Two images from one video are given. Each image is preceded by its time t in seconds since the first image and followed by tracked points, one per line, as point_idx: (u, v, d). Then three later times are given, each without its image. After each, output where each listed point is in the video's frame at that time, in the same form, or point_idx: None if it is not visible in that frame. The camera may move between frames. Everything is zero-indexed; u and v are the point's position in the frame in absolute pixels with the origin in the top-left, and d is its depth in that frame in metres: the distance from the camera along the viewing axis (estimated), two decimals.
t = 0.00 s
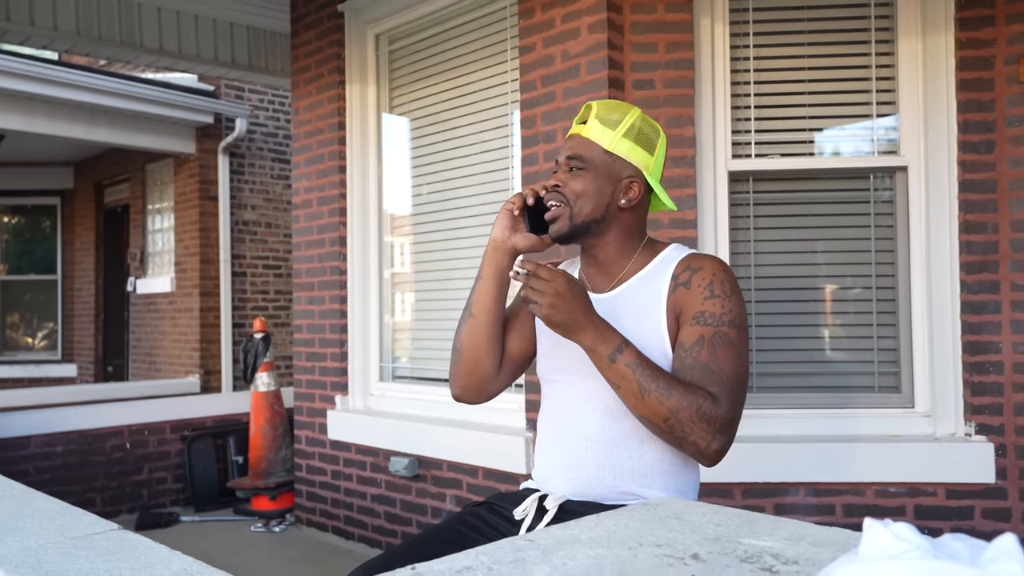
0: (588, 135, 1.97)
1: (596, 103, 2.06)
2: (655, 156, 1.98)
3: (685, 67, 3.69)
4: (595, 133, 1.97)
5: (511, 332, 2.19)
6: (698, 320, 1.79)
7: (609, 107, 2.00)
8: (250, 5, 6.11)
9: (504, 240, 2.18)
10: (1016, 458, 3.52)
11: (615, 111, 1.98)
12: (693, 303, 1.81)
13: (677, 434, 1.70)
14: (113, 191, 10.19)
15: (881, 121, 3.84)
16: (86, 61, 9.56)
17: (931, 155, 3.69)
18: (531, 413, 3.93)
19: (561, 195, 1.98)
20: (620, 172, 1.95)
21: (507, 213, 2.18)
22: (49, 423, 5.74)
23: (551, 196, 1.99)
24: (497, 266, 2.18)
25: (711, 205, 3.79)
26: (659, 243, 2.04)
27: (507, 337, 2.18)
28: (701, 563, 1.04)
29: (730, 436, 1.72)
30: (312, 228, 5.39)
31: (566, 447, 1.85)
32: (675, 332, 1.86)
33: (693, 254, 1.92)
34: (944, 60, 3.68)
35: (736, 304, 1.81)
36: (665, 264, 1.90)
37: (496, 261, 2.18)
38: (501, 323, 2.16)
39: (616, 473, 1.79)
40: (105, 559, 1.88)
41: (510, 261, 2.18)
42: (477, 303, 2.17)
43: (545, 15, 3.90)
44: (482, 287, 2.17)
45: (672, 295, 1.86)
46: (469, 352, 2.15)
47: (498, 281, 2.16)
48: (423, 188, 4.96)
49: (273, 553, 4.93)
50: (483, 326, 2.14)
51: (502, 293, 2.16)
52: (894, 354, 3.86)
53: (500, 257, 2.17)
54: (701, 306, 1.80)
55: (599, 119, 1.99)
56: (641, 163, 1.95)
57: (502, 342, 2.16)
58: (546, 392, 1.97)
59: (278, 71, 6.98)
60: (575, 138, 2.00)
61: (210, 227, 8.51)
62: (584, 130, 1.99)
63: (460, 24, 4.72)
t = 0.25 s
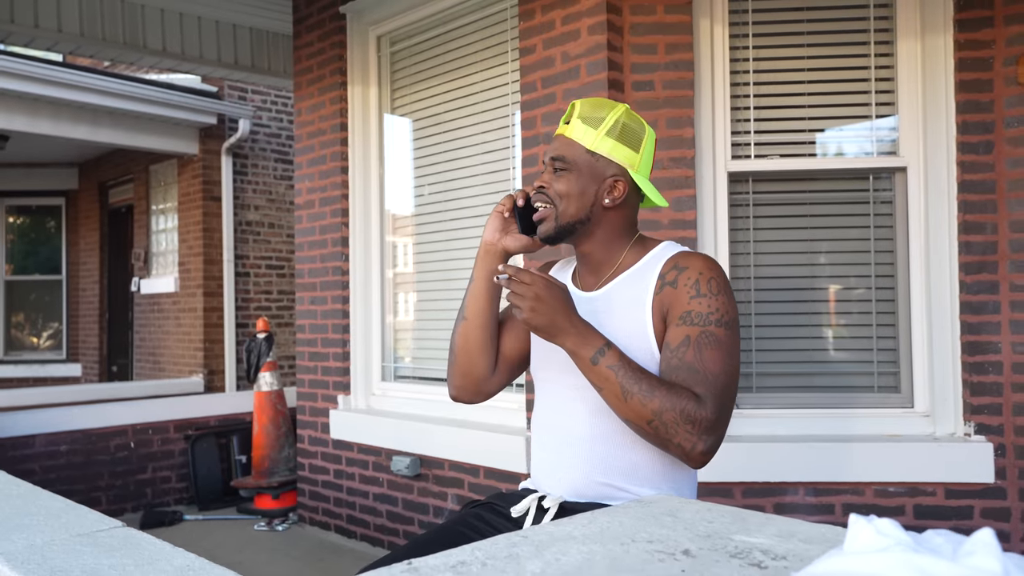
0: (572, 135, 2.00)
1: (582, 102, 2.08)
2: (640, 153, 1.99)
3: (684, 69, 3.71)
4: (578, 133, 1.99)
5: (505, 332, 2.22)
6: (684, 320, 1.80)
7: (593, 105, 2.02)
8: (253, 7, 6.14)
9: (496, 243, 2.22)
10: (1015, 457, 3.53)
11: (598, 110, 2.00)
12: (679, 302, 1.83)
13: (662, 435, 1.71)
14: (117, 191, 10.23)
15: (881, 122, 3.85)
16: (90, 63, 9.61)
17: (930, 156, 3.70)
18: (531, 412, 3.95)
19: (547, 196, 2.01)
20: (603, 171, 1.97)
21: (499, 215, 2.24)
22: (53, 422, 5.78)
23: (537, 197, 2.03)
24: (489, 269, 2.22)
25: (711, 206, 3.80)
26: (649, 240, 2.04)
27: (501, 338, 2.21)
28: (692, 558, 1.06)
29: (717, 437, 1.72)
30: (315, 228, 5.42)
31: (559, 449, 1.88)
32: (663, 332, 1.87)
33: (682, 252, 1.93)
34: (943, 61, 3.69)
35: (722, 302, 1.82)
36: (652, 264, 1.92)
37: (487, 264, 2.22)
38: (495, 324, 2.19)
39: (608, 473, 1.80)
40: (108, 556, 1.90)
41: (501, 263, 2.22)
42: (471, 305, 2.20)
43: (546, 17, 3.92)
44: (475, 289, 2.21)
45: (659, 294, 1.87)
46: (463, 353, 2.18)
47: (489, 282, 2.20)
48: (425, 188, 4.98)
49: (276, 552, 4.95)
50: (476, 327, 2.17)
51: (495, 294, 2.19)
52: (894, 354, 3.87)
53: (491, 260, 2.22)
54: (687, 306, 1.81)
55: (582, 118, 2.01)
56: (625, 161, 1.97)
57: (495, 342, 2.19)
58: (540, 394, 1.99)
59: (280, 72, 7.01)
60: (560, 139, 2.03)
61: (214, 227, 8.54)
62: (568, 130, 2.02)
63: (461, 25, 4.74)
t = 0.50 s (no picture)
0: (571, 133, 2.00)
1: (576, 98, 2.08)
2: (638, 151, 2.02)
3: (688, 70, 3.73)
4: (578, 131, 1.99)
5: (498, 334, 2.23)
6: (680, 318, 1.82)
7: (590, 102, 2.02)
8: (259, 9, 6.17)
9: (489, 244, 2.25)
10: (1019, 458, 3.53)
11: (597, 108, 2.01)
12: (675, 301, 1.85)
13: (659, 434, 1.73)
14: (125, 192, 10.29)
15: (884, 123, 3.86)
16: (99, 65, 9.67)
17: (934, 157, 3.70)
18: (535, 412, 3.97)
19: (546, 194, 2.02)
20: (603, 170, 1.99)
21: (492, 215, 2.26)
22: (63, 422, 5.83)
23: (536, 195, 2.04)
24: (482, 270, 2.24)
25: (715, 207, 3.82)
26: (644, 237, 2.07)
27: (495, 339, 2.23)
28: (686, 556, 1.07)
29: (714, 435, 1.74)
30: (321, 229, 5.45)
31: (559, 449, 1.90)
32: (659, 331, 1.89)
33: (677, 250, 1.95)
34: (947, 61, 3.69)
35: (716, 301, 1.84)
36: (646, 262, 1.93)
37: (480, 266, 2.24)
38: (489, 326, 2.21)
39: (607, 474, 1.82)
40: (116, 553, 1.93)
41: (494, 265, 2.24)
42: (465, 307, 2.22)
43: (550, 19, 3.94)
44: (468, 291, 2.22)
45: (655, 293, 1.89)
46: (458, 354, 2.19)
47: (483, 283, 2.22)
48: (431, 189, 5.00)
49: (283, 551, 4.99)
50: (470, 329, 2.18)
51: (489, 296, 2.21)
52: (898, 355, 3.88)
53: (484, 262, 2.24)
54: (683, 304, 1.83)
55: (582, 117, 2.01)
56: (625, 161, 1.99)
57: (489, 342, 2.21)
58: (539, 396, 2.00)
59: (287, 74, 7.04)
60: (559, 136, 2.02)
61: (221, 227, 8.59)
62: (567, 128, 2.02)
63: (466, 27, 4.76)
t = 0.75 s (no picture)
0: (587, 129, 1.99)
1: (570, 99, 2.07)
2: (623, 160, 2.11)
3: (695, 71, 3.74)
4: (593, 127, 2.00)
5: (513, 352, 2.10)
6: (689, 314, 1.85)
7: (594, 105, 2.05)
8: (269, 11, 6.22)
9: (499, 259, 2.10)
10: None
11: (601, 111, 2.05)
12: (680, 297, 1.87)
13: (692, 430, 1.76)
14: (137, 193, 10.38)
15: (892, 123, 3.86)
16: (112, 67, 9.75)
17: (942, 157, 3.70)
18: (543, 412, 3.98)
19: (567, 187, 1.97)
20: (611, 170, 2.04)
21: (493, 229, 2.11)
22: (76, 421, 5.89)
23: (558, 187, 1.98)
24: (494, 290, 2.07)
25: (722, 208, 3.83)
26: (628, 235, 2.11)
27: (511, 358, 2.10)
28: (686, 553, 1.10)
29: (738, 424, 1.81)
30: (330, 230, 5.49)
31: (568, 455, 1.89)
32: (664, 328, 1.91)
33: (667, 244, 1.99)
34: (955, 61, 3.69)
35: (718, 294, 1.89)
36: (642, 259, 1.94)
37: (494, 285, 2.08)
38: (507, 348, 2.07)
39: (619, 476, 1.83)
40: (129, 550, 1.96)
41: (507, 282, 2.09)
42: (481, 331, 2.06)
43: (557, 20, 3.96)
44: (484, 314, 2.06)
45: (657, 292, 1.90)
46: (480, 384, 2.06)
47: (499, 303, 2.06)
48: (439, 190, 5.03)
49: (293, 549, 5.02)
50: (493, 357, 2.03)
51: (505, 317, 2.06)
52: (906, 355, 3.88)
53: (498, 281, 2.08)
54: (689, 300, 1.86)
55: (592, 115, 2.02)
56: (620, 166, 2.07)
57: (509, 366, 2.08)
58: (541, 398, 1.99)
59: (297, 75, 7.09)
60: (573, 130, 2.00)
61: (232, 228, 8.64)
62: (583, 123, 2.00)
63: (474, 29, 4.79)
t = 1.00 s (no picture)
0: (567, 132, 1.94)
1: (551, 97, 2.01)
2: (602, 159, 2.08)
3: (698, 71, 3.74)
4: (574, 130, 1.95)
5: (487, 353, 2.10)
6: (669, 310, 1.87)
7: (573, 105, 1.99)
8: (274, 11, 6.24)
9: (476, 257, 2.04)
10: None
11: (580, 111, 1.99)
12: (660, 293, 1.89)
13: (676, 426, 1.78)
14: (144, 193, 10.42)
15: (895, 123, 3.86)
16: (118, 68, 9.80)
17: (945, 157, 3.70)
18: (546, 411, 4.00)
19: (548, 193, 1.94)
20: (591, 172, 2.00)
21: (469, 227, 2.04)
22: (83, 420, 5.92)
23: (538, 194, 1.94)
24: (471, 288, 2.03)
25: (725, 208, 3.83)
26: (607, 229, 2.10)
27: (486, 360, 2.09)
28: (680, 550, 1.15)
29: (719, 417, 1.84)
30: (335, 230, 5.52)
31: (563, 457, 1.89)
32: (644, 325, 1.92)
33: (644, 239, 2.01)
34: (959, 61, 3.69)
35: (697, 289, 1.91)
36: (621, 256, 1.95)
37: (471, 284, 2.03)
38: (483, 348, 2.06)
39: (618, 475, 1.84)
40: (132, 547, 1.98)
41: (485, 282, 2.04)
42: (457, 331, 2.03)
43: (561, 21, 3.97)
44: (460, 314, 2.03)
45: (637, 287, 1.91)
46: (458, 385, 2.03)
47: (475, 303, 2.02)
48: (444, 189, 5.04)
49: (298, 548, 5.05)
50: (472, 358, 2.02)
51: (482, 317, 2.04)
52: (909, 355, 3.88)
53: (476, 280, 2.03)
54: (669, 296, 1.88)
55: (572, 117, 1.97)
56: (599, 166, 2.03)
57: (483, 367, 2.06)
58: (529, 400, 1.98)
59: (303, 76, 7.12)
60: (553, 133, 1.95)
61: (239, 228, 8.68)
62: (563, 125, 1.94)
63: (478, 30, 4.81)
